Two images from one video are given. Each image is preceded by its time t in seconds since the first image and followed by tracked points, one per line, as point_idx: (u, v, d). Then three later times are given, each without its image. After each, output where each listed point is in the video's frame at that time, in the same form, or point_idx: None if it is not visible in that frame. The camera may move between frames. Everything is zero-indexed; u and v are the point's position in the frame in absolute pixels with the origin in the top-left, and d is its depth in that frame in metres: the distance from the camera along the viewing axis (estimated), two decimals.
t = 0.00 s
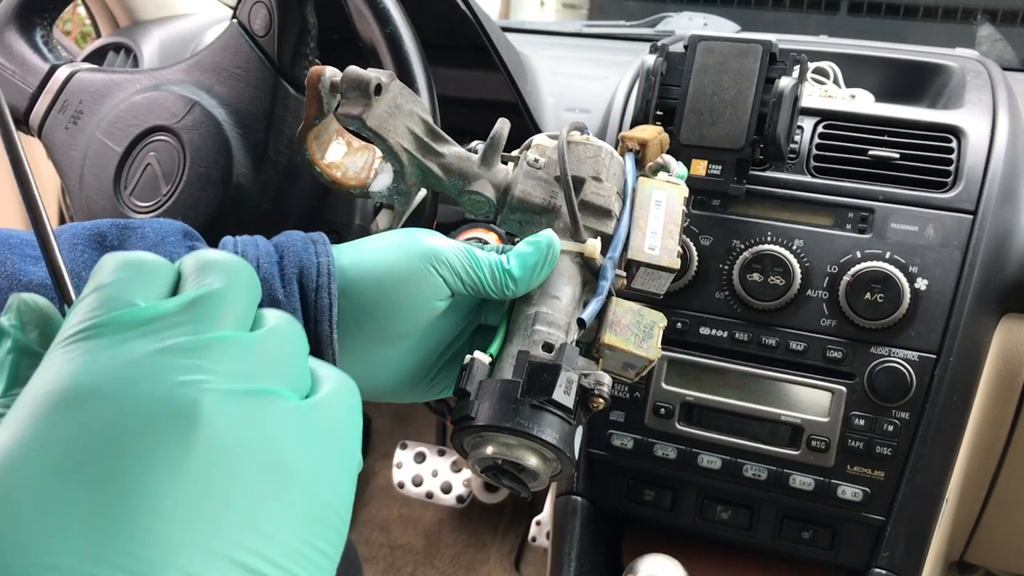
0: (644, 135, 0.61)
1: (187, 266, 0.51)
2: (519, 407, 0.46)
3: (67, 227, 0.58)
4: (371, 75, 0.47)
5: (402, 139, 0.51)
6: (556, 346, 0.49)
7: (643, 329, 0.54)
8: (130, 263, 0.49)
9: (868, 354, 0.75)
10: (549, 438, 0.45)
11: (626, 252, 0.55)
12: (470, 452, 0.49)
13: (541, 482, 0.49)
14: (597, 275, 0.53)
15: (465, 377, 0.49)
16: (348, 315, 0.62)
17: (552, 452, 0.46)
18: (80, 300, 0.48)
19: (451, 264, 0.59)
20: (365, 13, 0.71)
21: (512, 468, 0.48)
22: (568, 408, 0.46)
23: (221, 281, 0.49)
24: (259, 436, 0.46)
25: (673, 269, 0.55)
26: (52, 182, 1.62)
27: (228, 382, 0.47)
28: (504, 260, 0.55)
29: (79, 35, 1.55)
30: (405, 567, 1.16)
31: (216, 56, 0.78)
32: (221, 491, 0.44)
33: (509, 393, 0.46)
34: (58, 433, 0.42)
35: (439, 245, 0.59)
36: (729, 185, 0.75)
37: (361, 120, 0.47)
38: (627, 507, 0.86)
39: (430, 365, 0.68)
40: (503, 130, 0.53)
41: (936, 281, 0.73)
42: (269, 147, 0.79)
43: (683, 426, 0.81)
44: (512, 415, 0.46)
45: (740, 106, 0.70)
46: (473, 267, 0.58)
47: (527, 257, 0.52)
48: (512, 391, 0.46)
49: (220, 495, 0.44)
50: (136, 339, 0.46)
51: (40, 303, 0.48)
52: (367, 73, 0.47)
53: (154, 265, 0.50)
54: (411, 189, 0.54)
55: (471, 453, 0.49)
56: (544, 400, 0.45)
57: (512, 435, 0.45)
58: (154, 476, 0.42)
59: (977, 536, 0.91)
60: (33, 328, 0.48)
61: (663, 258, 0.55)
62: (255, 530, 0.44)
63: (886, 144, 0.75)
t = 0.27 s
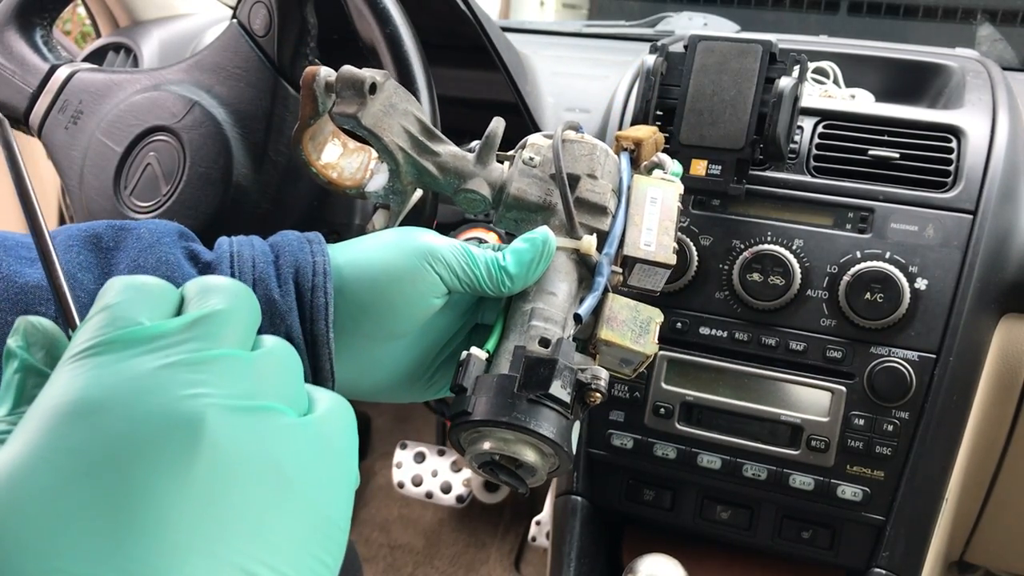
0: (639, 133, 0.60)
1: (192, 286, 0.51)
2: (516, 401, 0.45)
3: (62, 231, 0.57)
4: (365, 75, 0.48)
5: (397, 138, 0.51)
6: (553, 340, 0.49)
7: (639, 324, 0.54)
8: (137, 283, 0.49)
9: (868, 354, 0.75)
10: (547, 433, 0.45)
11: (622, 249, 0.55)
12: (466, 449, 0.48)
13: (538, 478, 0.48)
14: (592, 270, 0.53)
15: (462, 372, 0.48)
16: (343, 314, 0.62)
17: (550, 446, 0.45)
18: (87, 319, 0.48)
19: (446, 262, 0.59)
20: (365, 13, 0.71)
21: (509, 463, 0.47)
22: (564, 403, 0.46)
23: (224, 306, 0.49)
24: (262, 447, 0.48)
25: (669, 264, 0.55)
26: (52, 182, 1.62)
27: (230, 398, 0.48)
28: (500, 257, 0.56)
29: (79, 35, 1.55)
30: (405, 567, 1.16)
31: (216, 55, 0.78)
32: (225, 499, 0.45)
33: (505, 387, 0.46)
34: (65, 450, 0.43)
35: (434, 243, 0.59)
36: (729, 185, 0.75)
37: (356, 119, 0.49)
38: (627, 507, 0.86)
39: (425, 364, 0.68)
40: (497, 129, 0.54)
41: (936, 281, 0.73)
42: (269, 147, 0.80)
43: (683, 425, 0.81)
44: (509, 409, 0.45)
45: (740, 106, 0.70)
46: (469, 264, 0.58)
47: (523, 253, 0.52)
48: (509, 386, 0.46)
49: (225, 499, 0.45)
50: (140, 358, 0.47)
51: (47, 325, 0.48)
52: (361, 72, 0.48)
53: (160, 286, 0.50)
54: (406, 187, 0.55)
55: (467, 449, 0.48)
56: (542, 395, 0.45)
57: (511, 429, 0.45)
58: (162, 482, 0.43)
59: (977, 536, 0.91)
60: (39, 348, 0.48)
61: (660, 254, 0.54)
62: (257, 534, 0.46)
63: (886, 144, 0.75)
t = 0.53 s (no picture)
0: (632, 133, 0.60)
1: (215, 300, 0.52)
2: (506, 398, 0.45)
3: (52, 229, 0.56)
4: (358, 75, 0.49)
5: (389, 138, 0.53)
6: (543, 338, 0.49)
7: (630, 323, 0.54)
8: (163, 298, 0.49)
9: (868, 354, 0.75)
10: (536, 430, 0.45)
11: (613, 248, 0.55)
12: (456, 446, 0.48)
13: (527, 475, 0.48)
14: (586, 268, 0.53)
15: (452, 369, 0.49)
16: (336, 311, 0.62)
17: (540, 443, 0.45)
18: (114, 331, 0.49)
19: (437, 259, 0.59)
20: (365, 13, 0.71)
21: (500, 460, 0.47)
22: (555, 400, 0.46)
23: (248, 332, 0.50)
24: (284, 464, 0.50)
25: (660, 264, 0.54)
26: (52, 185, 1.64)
27: (250, 412, 0.49)
28: (492, 255, 0.56)
29: (79, 35, 1.56)
30: (405, 567, 1.16)
31: (216, 55, 0.78)
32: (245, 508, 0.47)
33: (495, 385, 0.46)
34: (93, 460, 0.44)
35: (426, 241, 0.60)
36: (729, 185, 0.75)
37: (349, 118, 0.50)
38: (627, 507, 0.86)
39: (419, 362, 0.68)
40: (489, 129, 0.54)
41: (936, 281, 0.73)
42: (269, 147, 0.80)
43: (683, 425, 0.81)
44: (499, 405, 0.45)
45: (740, 106, 0.70)
46: (460, 262, 0.58)
47: (515, 252, 0.52)
48: (499, 382, 0.46)
49: (246, 506, 0.47)
50: (164, 371, 0.48)
51: (73, 340, 0.48)
52: (355, 71, 0.50)
53: (187, 303, 0.50)
54: (399, 186, 0.56)
55: (458, 446, 0.48)
56: (532, 391, 0.45)
57: (500, 425, 0.45)
58: (190, 497, 0.45)
59: (977, 536, 0.91)
60: (65, 361, 0.48)
61: (651, 254, 0.54)
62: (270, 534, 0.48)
63: (886, 144, 0.75)
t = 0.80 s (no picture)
0: (628, 130, 0.60)
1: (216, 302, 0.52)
2: (502, 388, 0.45)
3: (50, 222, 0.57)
4: (354, 69, 0.50)
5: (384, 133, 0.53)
6: (539, 330, 0.49)
7: (625, 316, 0.54)
8: (164, 299, 0.50)
9: (868, 354, 0.75)
10: (532, 420, 0.45)
11: (609, 243, 0.55)
12: (451, 438, 0.48)
13: (522, 466, 0.48)
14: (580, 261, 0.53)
15: (448, 361, 0.49)
16: (331, 303, 0.62)
17: (536, 434, 0.45)
18: (115, 332, 0.49)
19: (433, 251, 0.59)
20: (365, 13, 0.71)
21: (494, 451, 0.47)
22: (551, 391, 0.46)
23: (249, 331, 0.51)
24: (286, 461, 0.50)
25: (655, 258, 0.55)
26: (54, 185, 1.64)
27: (251, 411, 0.49)
28: (487, 248, 0.56)
29: (80, 35, 1.56)
30: (405, 567, 1.16)
31: (216, 55, 0.78)
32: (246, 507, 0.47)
33: (491, 375, 0.46)
34: (94, 458, 0.44)
35: (422, 233, 0.60)
36: (729, 185, 0.74)
37: (345, 112, 0.50)
38: (627, 507, 0.86)
39: (415, 356, 0.68)
40: (485, 124, 0.54)
41: (936, 281, 0.73)
42: (269, 147, 0.79)
43: (683, 425, 0.81)
44: (494, 395, 0.45)
45: (740, 106, 0.70)
46: (456, 254, 0.58)
47: (510, 245, 0.52)
48: (494, 373, 0.46)
49: (252, 507, 0.47)
50: (166, 370, 0.48)
51: (75, 339, 0.48)
52: (351, 66, 0.50)
53: (189, 303, 0.51)
54: (395, 181, 0.56)
55: (453, 438, 0.48)
56: (527, 382, 0.45)
57: (495, 415, 0.45)
58: (194, 497, 0.45)
59: (977, 536, 0.91)
60: (66, 360, 0.48)
61: (646, 248, 0.55)
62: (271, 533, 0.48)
63: (886, 144, 0.75)
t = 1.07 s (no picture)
0: (627, 122, 0.60)
1: (214, 306, 0.53)
2: (502, 379, 0.45)
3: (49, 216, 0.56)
4: (352, 61, 0.50)
5: (383, 125, 0.54)
6: (539, 321, 0.49)
7: (625, 307, 0.54)
8: (163, 303, 0.50)
9: (868, 354, 0.75)
10: (532, 412, 0.45)
11: (608, 234, 0.55)
12: (451, 429, 0.48)
13: (520, 459, 0.48)
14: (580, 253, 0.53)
15: (447, 352, 0.48)
16: (331, 295, 0.62)
17: (535, 426, 0.45)
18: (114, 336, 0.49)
19: (433, 243, 0.59)
20: (365, 13, 0.71)
21: (494, 442, 0.47)
22: (551, 382, 0.46)
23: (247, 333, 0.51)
24: (284, 463, 0.50)
25: (654, 249, 0.55)
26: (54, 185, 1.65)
27: (250, 413, 0.49)
28: (486, 240, 0.56)
29: (79, 35, 1.56)
30: (404, 567, 1.16)
31: (216, 55, 0.78)
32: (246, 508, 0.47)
33: (491, 366, 0.46)
34: (93, 459, 0.44)
35: (421, 226, 0.60)
36: (729, 186, 0.74)
37: (343, 104, 0.51)
38: (627, 507, 0.86)
39: (414, 350, 0.68)
40: (484, 116, 0.55)
41: (936, 281, 0.73)
42: (269, 147, 0.79)
43: (683, 425, 0.81)
44: (494, 386, 0.45)
45: (740, 106, 0.70)
46: (455, 246, 0.59)
47: (509, 237, 0.52)
48: (494, 364, 0.46)
49: (251, 509, 0.47)
50: (165, 373, 0.48)
51: (73, 343, 0.48)
52: (349, 59, 0.51)
53: (188, 307, 0.51)
54: (393, 174, 0.56)
55: (452, 430, 0.48)
56: (527, 372, 0.45)
57: (495, 406, 0.45)
58: (193, 499, 0.45)
59: (977, 536, 0.91)
60: (64, 363, 0.48)
61: (645, 239, 0.55)
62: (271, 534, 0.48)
63: (885, 144, 0.75)
